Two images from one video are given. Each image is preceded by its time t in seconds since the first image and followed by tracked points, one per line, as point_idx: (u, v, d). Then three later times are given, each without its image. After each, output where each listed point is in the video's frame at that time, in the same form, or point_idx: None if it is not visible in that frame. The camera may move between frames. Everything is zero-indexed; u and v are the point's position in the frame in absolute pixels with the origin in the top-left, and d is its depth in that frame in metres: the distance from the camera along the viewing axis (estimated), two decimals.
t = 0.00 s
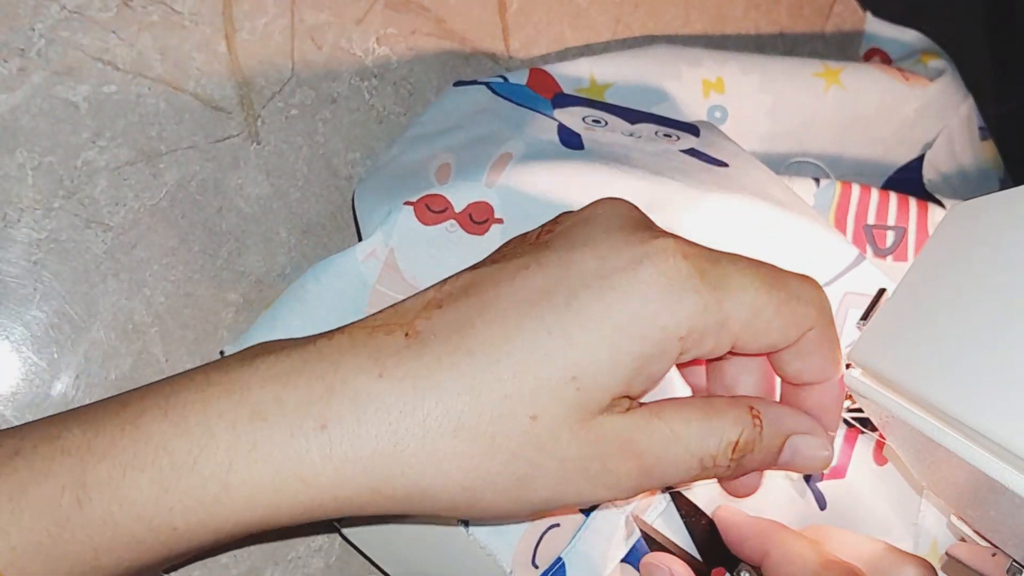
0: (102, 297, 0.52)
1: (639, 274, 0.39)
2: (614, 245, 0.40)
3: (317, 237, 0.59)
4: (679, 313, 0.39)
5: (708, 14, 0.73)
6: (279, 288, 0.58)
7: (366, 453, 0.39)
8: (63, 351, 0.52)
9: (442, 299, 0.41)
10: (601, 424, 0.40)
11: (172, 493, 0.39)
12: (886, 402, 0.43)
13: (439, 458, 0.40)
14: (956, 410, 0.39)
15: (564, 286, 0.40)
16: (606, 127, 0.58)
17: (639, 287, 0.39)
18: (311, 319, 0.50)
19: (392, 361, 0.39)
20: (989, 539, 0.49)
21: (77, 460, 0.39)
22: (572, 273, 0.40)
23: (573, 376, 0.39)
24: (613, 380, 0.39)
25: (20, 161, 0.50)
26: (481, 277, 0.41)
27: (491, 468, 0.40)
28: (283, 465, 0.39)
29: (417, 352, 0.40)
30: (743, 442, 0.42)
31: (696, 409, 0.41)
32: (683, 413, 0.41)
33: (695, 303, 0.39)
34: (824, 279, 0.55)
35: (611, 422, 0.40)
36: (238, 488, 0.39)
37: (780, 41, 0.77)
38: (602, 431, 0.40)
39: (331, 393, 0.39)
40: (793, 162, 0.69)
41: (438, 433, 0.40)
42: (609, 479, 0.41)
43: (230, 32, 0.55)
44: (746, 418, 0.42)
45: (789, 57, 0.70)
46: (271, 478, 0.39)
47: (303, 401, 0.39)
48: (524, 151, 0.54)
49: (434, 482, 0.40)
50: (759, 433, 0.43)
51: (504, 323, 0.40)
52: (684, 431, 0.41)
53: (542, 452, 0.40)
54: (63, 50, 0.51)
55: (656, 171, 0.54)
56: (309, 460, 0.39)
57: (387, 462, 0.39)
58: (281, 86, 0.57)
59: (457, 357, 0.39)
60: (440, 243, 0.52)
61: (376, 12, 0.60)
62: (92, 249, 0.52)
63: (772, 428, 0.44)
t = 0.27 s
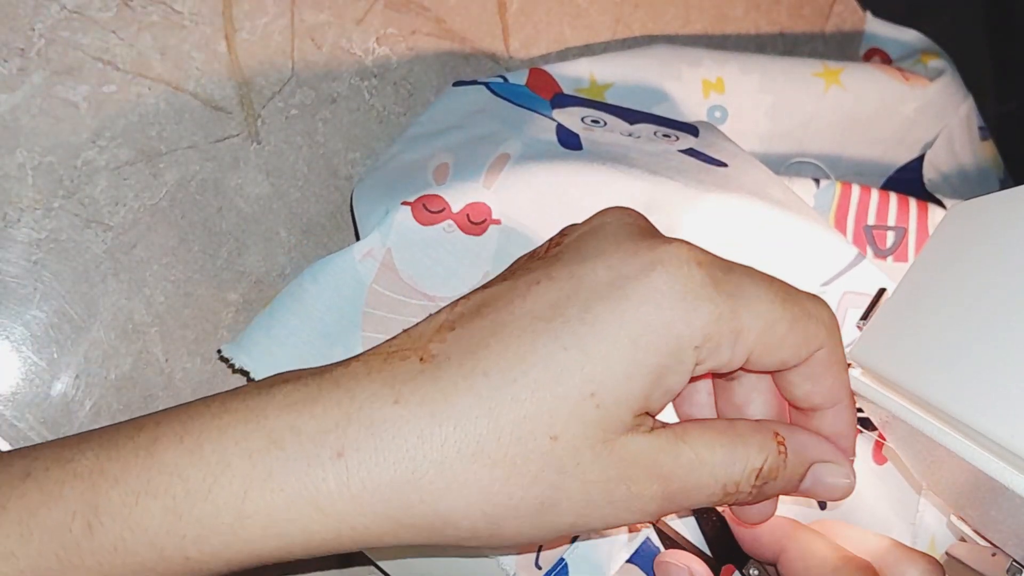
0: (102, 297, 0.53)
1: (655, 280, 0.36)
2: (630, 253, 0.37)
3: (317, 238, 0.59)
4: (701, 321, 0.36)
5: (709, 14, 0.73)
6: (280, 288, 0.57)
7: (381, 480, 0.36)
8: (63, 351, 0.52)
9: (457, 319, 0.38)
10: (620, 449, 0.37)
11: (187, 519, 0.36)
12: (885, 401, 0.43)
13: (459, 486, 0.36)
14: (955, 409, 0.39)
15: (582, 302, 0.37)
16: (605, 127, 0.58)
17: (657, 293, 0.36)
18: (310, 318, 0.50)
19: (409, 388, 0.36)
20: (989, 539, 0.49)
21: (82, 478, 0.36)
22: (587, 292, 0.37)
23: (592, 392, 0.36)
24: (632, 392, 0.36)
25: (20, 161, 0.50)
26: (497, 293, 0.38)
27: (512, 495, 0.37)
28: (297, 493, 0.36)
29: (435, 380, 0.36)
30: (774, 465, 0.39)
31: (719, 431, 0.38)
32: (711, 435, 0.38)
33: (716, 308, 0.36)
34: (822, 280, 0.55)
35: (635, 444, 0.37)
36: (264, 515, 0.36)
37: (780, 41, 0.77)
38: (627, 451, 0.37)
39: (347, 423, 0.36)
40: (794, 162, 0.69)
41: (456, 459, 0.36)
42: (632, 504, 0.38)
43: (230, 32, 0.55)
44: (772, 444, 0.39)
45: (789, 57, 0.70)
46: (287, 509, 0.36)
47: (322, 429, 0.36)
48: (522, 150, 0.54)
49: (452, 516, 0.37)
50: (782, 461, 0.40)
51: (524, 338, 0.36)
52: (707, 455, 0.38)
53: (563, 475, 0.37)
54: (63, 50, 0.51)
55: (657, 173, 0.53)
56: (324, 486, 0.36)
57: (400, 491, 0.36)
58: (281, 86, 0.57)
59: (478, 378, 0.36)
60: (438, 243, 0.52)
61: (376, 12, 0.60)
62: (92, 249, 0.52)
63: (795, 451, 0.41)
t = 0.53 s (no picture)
0: (101, 296, 0.53)
1: (640, 296, 0.36)
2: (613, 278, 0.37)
3: (316, 237, 0.58)
4: (690, 334, 0.36)
5: (709, 13, 0.73)
6: (280, 288, 0.57)
7: (381, 497, 0.36)
8: (62, 351, 0.52)
9: (453, 340, 0.38)
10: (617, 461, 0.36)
11: (194, 543, 0.35)
12: (885, 400, 0.43)
13: (461, 507, 0.36)
14: (954, 408, 0.39)
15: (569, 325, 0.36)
16: (605, 126, 0.58)
17: (645, 308, 0.36)
18: (312, 318, 0.50)
19: (409, 414, 0.36)
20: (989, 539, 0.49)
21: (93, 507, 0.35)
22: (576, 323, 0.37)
23: (586, 411, 0.36)
24: (626, 408, 0.36)
25: (19, 160, 0.50)
26: (489, 313, 0.38)
27: (513, 513, 0.37)
28: (302, 517, 0.35)
29: (430, 402, 0.36)
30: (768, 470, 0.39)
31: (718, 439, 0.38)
32: (708, 445, 0.38)
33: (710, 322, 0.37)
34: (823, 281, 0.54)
35: (634, 456, 0.37)
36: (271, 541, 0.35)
37: (781, 41, 0.77)
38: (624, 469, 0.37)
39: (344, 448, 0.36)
40: (795, 161, 0.68)
41: (457, 479, 0.36)
42: (634, 516, 0.38)
43: (229, 32, 0.55)
44: (771, 447, 0.39)
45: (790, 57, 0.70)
46: (293, 534, 0.35)
47: (324, 453, 0.36)
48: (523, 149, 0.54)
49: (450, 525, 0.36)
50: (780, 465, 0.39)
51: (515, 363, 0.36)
52: (707, 463, 0.38)
53: (563, 492, 0.37)
54: (62, 49, 0.51)
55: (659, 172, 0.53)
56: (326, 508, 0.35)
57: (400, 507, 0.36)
58: (281, 85, 0.57)
59: (472, 405, 0.36)
60: (439, 244, 0.52)
61: (375, 11, 0.60)
62: (92, 249, 0.52)
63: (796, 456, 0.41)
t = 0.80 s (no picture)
0: (101, 296, 0.53)
1: (638, 304, 0.36)
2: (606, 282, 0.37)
3: (316, 237, 0.58)
4: (689, 341, 0.36)
5: (709, 13, 0.73)
6: (280, 288, 0.57)
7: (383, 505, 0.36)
8: (62, 351, 0.52)
9: (453, 348, 0.38)
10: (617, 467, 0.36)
11: (195, 552, 0.35)
12: (886, 401, 0.43)
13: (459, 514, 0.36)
14: (954, 408, 0.39)
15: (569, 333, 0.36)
16: (606, 126, 0.58)
17: (643, 316, 0.36)
18: (311, 318, 0.50)
19: (411, 424, 0.36)
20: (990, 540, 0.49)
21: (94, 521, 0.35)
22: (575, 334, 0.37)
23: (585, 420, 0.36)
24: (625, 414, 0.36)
25: (20, 160, 0.50)
26: (488, 322, 0.38)
27: (513, 522, 0.37)
28: (304, 526, 0.35)
29: (431, 410, 0.36)
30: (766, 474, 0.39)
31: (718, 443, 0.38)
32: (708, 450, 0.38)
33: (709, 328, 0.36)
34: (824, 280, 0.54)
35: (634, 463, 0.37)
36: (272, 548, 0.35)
37: (781, 41, 0.77)
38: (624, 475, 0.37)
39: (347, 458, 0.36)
40: (795, 161, 0.68)
41: (457, 488, 0.36)
42: (634, 522, 0.38)
43: (229, 32, 0.55)
44: (768, 450, 0.39)
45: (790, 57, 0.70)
46: (293, 544, 0.35)
47: (324, 463, 0.36)
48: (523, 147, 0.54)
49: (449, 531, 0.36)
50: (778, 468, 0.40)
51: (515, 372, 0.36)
52: (706, 468, 0.37)
53: (563, 501, 0.37)
54: (63, 49, 0.51)
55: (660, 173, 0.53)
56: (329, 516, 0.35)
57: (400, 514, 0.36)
58: (281, 85, 0.57)
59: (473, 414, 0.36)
60: (438, 244, 0.52)
61: (375, 12, 0.60)
62: (92, 249, 0.52)
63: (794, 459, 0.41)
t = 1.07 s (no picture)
0: (101, 297, 0.53)
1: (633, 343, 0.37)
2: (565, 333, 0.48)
3: (317, 237, 0.59)
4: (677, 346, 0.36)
5: (710, 13, 0.73)
6: (280, 288, 0.58)
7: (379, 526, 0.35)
8: (62, 351, 0.51)
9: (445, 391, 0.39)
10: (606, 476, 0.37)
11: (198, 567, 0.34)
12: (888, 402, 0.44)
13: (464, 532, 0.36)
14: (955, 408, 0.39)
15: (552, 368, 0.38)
16: (606, 126, 0.58)
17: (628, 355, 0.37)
18: (307, 318, 0.50)
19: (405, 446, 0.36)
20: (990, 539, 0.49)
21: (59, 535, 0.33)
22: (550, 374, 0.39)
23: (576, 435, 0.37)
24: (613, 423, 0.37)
25: (19, 160, 0.50)
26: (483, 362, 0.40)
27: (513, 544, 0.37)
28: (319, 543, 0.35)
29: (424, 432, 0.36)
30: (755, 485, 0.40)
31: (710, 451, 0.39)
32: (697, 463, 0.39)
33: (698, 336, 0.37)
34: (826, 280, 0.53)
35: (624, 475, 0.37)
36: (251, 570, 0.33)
37: (780, 41, 0.77)
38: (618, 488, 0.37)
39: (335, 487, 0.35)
40: (794, 162, 0.68)
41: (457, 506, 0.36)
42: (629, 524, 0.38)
43: (229, 32, 0.55)
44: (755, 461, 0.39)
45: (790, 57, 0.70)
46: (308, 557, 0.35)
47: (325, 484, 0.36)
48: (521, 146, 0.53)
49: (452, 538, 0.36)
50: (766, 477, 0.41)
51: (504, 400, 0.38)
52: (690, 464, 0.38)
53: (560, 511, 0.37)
54: (63, 49, 0.51)
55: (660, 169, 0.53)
56: (333, 536, 0.38)
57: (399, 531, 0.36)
58: (282, 86, 0.57)
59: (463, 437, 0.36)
60: (440, 244, 0.51)
61: (375, 11, 0.59)
62: (92, 248, 0.52)
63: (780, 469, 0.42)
